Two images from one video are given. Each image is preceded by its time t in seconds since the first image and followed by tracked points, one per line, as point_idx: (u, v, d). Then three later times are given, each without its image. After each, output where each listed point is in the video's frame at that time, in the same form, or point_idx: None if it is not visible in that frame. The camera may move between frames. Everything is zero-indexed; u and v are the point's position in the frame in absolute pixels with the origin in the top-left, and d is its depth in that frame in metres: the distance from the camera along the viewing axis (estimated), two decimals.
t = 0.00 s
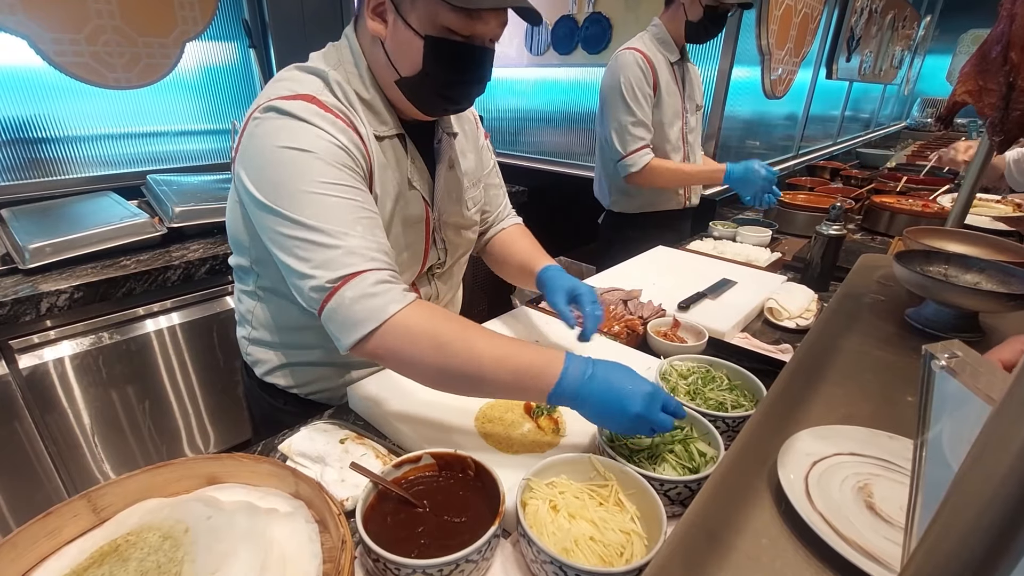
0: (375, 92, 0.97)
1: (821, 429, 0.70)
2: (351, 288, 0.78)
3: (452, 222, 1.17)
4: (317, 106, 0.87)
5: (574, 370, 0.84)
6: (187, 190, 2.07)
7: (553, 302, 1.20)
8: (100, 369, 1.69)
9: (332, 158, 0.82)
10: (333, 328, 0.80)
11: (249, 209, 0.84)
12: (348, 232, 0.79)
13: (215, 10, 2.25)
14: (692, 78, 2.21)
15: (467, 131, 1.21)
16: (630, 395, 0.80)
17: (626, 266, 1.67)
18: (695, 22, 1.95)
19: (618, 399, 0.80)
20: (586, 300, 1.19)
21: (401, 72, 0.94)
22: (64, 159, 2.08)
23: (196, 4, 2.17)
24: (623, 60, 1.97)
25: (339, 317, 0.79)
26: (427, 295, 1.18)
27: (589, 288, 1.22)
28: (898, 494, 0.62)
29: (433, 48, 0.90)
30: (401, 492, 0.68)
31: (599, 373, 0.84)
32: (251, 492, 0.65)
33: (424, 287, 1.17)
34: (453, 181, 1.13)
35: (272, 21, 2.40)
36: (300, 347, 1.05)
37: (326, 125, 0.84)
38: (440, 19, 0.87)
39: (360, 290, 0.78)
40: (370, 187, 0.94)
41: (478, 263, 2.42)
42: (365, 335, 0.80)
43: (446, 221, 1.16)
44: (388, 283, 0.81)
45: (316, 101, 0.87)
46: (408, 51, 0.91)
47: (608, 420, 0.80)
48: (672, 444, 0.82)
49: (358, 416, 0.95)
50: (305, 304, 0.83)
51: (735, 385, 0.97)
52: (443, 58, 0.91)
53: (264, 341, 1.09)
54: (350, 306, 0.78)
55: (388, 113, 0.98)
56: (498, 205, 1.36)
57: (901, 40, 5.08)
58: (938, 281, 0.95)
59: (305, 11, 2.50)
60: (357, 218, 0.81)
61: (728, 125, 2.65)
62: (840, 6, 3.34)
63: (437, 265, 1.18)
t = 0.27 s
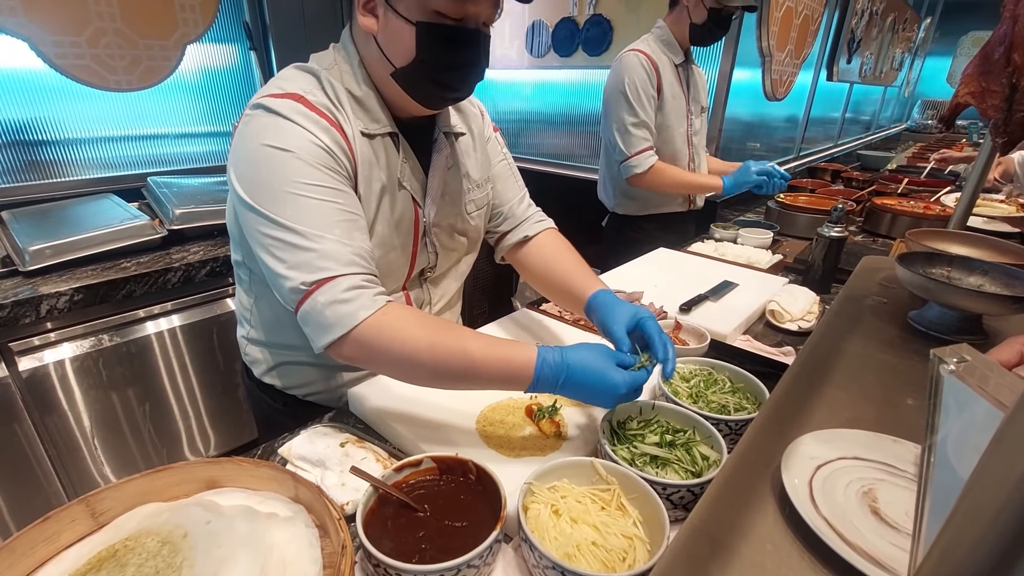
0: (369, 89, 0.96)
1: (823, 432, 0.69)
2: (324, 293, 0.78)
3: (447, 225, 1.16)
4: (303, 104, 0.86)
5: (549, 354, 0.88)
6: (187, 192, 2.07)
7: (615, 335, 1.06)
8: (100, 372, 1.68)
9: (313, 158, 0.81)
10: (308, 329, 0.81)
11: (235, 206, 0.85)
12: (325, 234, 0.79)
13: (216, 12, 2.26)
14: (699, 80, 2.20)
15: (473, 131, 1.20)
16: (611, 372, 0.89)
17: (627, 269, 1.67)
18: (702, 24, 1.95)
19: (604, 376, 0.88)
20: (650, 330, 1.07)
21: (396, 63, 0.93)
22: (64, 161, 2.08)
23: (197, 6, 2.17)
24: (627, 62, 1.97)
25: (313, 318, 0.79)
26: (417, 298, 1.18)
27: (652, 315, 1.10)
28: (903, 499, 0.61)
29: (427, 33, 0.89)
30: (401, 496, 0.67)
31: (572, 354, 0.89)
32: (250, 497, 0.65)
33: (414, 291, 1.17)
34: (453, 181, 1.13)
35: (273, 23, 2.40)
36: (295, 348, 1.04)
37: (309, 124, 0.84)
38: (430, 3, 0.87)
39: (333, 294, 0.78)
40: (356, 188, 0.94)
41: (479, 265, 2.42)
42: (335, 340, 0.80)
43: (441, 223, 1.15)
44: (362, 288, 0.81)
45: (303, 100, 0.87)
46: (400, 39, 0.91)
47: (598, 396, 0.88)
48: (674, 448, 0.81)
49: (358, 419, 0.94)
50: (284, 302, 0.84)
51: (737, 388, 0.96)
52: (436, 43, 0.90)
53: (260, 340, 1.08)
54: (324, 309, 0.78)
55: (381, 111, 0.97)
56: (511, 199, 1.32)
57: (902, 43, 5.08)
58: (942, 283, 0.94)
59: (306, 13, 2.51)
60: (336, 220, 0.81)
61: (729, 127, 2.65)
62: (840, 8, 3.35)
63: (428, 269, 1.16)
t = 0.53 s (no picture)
0: (358, 94, 0.95)
1: (824, 437, 0.69)
2: (322, 296, 0.77)
3: (442, 233, 1.16)
4: (292, 108, 0.87)
5: (556, 365, 0.86)
6: (187, 195, 2.07)
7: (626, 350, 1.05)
8: (99, 375, 1.68)
9: (303, 160, 0.81)
10: (308, 334, 0.80)
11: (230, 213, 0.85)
12: (320, 236, 0.79)
13: (216, 15, 2.26)
14: (706, 85, 2.19)
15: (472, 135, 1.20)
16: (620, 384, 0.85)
17: (628, 271, 1.66)
18: (706, 26, 1.97)
19: (613, 390, 0.84)
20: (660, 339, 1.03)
21: (385, 68, 0.93)
22: (64, 163, 2.08)
23: (197, 9, 2.18)
24: (634, 64, 1.97)
25: (313, 323, 0.79)
26: (414, 306, 1.17)
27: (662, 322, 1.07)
28: (905, 505, 0.61)
29: (416, 36, 0.88)
30: (400, 501, 0.67)
31: (579, 365, 0.87)
32: (249, 502, 0.64)
33: (412, 299, 1.16)
34: (450, 189, 1.12)
35: (273, 25, 2.41)
36: (291, 352, 1.03)
37: (298, 127, 0.84)
38: (419, 5, 0.85)
39: (332, 297, 0.77)
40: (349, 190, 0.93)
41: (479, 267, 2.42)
42: (336, 343, 0.79)
43: (436, 230, 1.14)
44: (362, 290, 0.80)
45: (292, 103, 0.87)
46: (390, 44, 0.90)
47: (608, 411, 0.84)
48: (675, 454, 0.80)
49: (357, 423, 0.94)
50: (283, 307, 0.84)
51: (738, 392, 0.95)
52: (424, 48, 0.89)
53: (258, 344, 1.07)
54: (323, 312, 0.78)
55: (373, 115, 0.97)
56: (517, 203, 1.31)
57: (901, 45, 5.09)
58: (943, 287, 0.94)
59: (306, 16, 2.51)
60: (329, 222, 0.80)
61: (729, 130, 2.65)
62: (840, 11, 3.35)
63: (425, 276, 1.16)
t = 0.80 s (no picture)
0: (365, 104, 0.95)
1: (826, 440, 0.69)
2: (327, 310, 0.77)
3: (449, 239, 1.16)
4: (295, 119, 0.86)
5: (564, 377, 0.85)
6: (189, 197, 2.07)
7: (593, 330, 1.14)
8: (100, 377, 1.68)
9: (307, 173, 0.81)
10: (314, 348, 0.80)
11: (234, 226, 0.85)
12: (325, 250, 0.79)
13: (218, 18, 2.27)
14: (712, 88, 2.22)
15: (474, 141, 1.20)
16: (629, 401, 0.83)
17: (629, 274, 1.66)
18: (715, 28, 1.93)
19: (618, 405, 0.82)
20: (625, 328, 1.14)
21: (397, 85, 0.93)
22: (66, 166, 2.08)
23: (199, 12, 2.19)
24: (646, 67, 1.96)
25: (319, 337, 0.79)
26: (419, 313, 1.17)
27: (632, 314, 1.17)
28: (909, 507, 0.60)
29: (431, 60, 0.88)
30: (402, 504, 0.67)
31: (590, 381, 0.86)
32: (251, 505, 0.64)
33: (416, 305, 1.16)
34: (454, 195, 1.12)
35: (274, 28, 2.41)
36: (293, 356, 1.03)
37: (301, 139, 0.84)
38: (438, 31, 0.85)
39: (338, 311, 0.77)
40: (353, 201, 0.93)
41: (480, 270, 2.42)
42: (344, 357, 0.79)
43: (442, 237, 1.15)
44: (369, 303, 0.80)
45: (295, 115, 0.87)
46: (403, 63, 0.90)
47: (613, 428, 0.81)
48: (678, 457, 0.80)
49: (359, 425, 0.94)
50: (288, 321, 0.84)
51: (740, 395, 0.95)
52: (440, 74, 0.89)
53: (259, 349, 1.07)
54: (329, 326, 0.78)
55: (378, 125, 0.97)
56: (517, 214, 1.34)
57: (901, 48, 5.09)
58: (945, 289, 0.94)
59: (308, 20, 2.52)
60: (334, 234, 0.80)
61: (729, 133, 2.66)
62: (840, 14, 3.36)
63: (431, 283, 1.16)
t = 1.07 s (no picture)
0: (368, 108, 0.96)
1: (829, 444, 0.69)
2: (316, 320, 0.77)
3: (451, 241, 1.17)
4: (300, 125, 0.86)
5: (550, 378, 0.86)
6: (189, 200, 2.07)
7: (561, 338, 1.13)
8: (100, 380, 1.68)
9: (309, 181, 0.81)
10: (303, 356, 0.80)
11: (234, 229, 0.85)
12: (321, 260, 0.79)
13: (220, 21, 2.28)
14: (728, 96, 2.20)
15: (476, 144, 1.21)
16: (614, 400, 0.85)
17: (630, 276, 1.66)
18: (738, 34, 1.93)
19: (605, 404, 0.84)
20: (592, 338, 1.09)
21: (396, 85, 0.93)
22: (67, 169, 2.08)
23: (201, 15, 2.20)
24: (666, 69, 1.95)
25: (308, 344, 0.79)
26: (421, 314, 1.17)
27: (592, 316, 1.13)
28: (911, 513, 0.60)
29: (429, 59, 0.88)
30: (403, 509, 0.67)
31: (575, 380, 0.87)
32: (252, 509, 0.64)
33: (419, 307, 1.16)
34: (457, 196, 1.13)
35: (275, 32, 2.42)
36: (292, 360, 1.03)
37: (306, 147, 0.84)
38: (434, 29, 0.85)
39: (327, 320, 0.77)
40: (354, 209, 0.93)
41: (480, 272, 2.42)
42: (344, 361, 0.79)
43: (445, 239, 1.15)
44: (358, 313, 0.80)
45: (300, 121, 0.87)
46: (400, 62, 0.90)
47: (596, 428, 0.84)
48: (680, 461, 0.80)
49: (360, 429, 0.94)
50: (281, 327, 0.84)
51: (742, 398, 0.95)
52: (437, 72, 0.89)
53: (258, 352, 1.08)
54: (318, 335, 0.78)
55: (380, 128, 0.97)
56: (512, 220, 1.35)
57: (901, 51, 5.10)
58: (946, 292, 0.94)
59: (309, 22, 2.53)
60: (333, 245, 0.80)
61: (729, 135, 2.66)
62: (840, 17, 3.37)
63: (432, 286, 1.16)
